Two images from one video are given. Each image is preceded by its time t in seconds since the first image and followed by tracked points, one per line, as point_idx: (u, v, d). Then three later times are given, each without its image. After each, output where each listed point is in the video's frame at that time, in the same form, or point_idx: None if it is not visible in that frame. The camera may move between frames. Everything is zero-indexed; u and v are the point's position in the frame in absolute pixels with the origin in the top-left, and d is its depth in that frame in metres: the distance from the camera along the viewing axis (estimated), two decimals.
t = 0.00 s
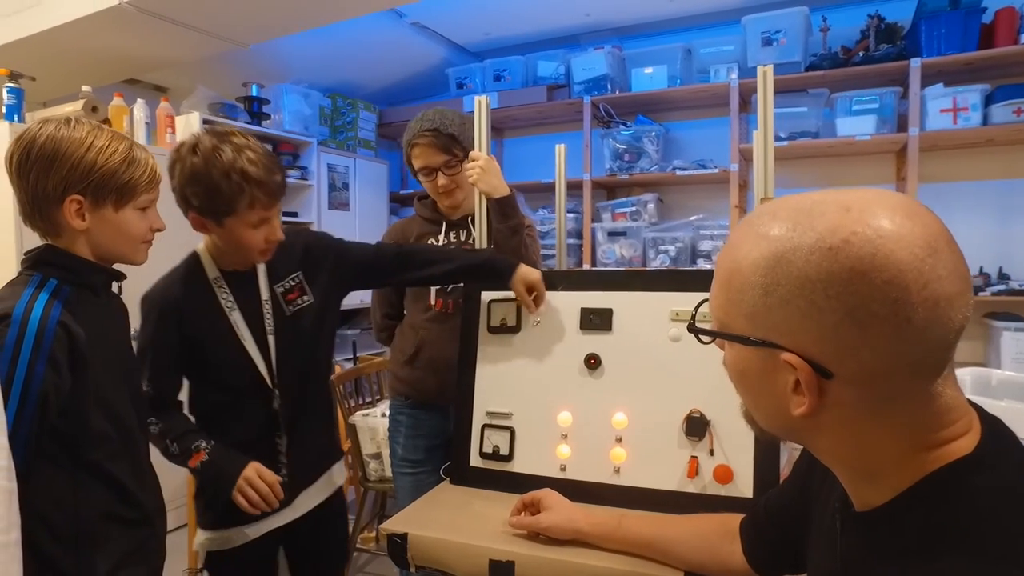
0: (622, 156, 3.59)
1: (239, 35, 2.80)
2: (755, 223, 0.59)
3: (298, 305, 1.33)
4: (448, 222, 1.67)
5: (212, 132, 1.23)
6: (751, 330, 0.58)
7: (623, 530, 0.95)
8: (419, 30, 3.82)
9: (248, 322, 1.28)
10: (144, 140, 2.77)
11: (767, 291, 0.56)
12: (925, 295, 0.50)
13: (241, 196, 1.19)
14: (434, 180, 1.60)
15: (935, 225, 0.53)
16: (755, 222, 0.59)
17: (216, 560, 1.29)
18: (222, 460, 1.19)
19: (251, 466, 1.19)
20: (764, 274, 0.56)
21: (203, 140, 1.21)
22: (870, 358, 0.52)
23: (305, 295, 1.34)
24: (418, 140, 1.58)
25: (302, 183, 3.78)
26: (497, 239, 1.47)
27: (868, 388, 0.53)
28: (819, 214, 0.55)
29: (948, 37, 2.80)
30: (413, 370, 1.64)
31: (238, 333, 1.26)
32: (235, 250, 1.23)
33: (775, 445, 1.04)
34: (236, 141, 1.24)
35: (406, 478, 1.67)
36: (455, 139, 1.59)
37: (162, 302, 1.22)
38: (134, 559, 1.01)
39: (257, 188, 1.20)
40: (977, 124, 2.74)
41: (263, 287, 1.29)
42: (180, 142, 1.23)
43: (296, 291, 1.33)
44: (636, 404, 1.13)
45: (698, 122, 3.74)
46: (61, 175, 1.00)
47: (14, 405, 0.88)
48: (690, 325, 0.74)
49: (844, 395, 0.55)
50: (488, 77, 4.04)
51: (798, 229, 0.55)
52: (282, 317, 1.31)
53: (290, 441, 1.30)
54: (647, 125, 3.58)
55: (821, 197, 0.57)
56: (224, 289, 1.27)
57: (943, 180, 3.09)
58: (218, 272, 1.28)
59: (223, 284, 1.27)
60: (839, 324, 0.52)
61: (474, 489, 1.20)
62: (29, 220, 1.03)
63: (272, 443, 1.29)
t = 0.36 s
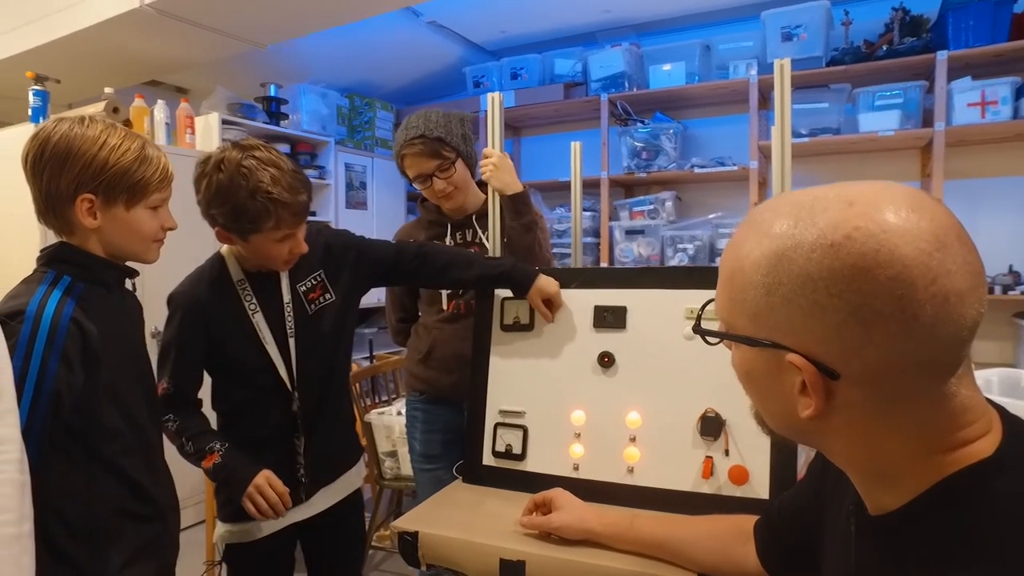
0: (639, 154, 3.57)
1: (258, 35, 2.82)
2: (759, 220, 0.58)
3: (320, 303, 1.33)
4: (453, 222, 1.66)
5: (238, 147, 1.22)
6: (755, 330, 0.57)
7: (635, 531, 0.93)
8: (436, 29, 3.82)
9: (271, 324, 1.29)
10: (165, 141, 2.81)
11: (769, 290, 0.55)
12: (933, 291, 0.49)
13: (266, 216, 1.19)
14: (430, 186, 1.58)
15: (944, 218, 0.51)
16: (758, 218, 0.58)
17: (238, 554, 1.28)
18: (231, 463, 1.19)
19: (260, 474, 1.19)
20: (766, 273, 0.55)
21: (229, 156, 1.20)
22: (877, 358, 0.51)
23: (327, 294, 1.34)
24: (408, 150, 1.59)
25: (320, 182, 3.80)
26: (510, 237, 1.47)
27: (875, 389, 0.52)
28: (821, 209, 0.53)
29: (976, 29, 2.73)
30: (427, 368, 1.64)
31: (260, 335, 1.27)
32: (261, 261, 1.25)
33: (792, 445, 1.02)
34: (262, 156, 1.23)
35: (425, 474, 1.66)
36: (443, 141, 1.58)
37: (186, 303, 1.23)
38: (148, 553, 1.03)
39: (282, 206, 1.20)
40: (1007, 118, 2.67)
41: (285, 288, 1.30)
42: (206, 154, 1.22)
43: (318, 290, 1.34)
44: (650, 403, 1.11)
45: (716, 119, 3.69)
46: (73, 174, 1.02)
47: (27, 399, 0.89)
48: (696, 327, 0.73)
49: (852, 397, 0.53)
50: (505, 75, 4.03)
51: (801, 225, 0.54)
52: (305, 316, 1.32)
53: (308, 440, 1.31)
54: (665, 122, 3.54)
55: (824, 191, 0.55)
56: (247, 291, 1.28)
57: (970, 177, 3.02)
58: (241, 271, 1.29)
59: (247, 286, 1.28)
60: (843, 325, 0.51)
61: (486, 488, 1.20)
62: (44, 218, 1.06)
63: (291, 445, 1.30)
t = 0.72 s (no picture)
0: (656, 152, 3.53)
1: (275, 35, 2.84)
2: (766, 215, 0.56)
3: (332, 302, 1.33)
4: (464, 221, 1.65)
5: (253, 152, 1.23)
6: (762, 330, 0.55)
7: (647, 532, 0.92)
8: (452, 28, 3.82)
9: (284, 322, 1.29)
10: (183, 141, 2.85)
11: (776, 289, 0.53)
12: (947, 286, 0.47)
13: (279, 222, 1.18)
14: (441, 185, 1.57)
15: (958, 211, 0.49)
16: (765, 213, 0.57)
17: (250, 549, 1.29)
18: (238, 461, 1.19)
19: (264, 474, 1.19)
20: (773, 270, 0.53)
21: (243, 161, 1.21)
22: (889, 359, 0.49)
23: (340, 292, 1.34)
24: (418, 150, 1.58)
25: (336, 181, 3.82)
26: (522, 234, 1.46)
27: (887, 390, 0.50)
28: (829, 202, 0.52)
29: (1006, 20, 2.66)
30: (440, 366, 1.63)
31: (273, 334, 1.27)
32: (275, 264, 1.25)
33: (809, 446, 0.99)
34: (276, 160, 1.24)
35: (439, 473, 1.66)
36: (451, 140, 1.58)
37: (200, 301, 1.23)
38: (160, 547, 1.05)
39: (295, 212, 1.20)
40: None
41: (298, 287, 1.30)
42: (222, 159, 1.23)
43: (331, 288, 1.34)
44: (663, 403, 1.09)
45: (735, 116, 3.65)
46: (83, 173, 1.04)
47: (39, 394, 0.90)
48: (702, 327, 0.72)
49: (865, 399, 0.51)
50: (521, 73, 4.02)
51: (808, 220, 0.52)
52: (318, 314, 1.32)
53: (319, 438, 1.31)
54: (682, 120, 3.51)
55: (833, 184, 0.54)
56: (262, 289, 1.28)
57: (998, 173, 2.95)
58: (257, 271, 1.29)
59: (260, 284, 1.28)
60: (853, 323, 0.49)
61: (498, 488, 1.19)
62: (55, 215, 1.08)
63: (302, 444, 1.30)
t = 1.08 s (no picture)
0: (678, 149, 3.48)
1: (296, 36, 2.86)
2: (785, 209, 0.54)
3: (351, 301, 1.34)
4: (484, 218, 1.64)
5: (272, 155, 1.23)
6: (782, 330, 0.54)
7: (666, 535, 0.90)
8: (472, 27, 3.82)
9: (301, 321, 1.29)
10: (207, 141, 2.88)
11: (796, 286, 0.51)
12: (979, 283, 0.45)
13: (297, 226, 1.19)
14: (461, 182, 1.57)
15: (991, 203, 0.47)
16: (784, 207, 0.55)
17: (269, 546, 1.30)
18: (255, 461, 1.21)
19: (280, 476, 1.19)
20: (793, 266, 0.51)
21: (262, 164, 1.22)
22: (916, 359, 0.47)
23: (358, 291, 1.35)
24: (438, 147, 1.58)
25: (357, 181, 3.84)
26: (540, 232, 1.44)
27: (914, 393, 0.48)
28: (852, 195, 0.50)
29: None
30: (459, 365, 1.63)
31: (291, 333, 1.28)
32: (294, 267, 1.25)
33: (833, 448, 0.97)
34: (294, 163, 1.24)
35: (457, 472, 1.66)
36: (471, 137, 1.57)
37: (219, 301, 1.25)
38: (179, 542, 1.06)
39: (313, 217, 1.20)
40: None
41: (316, 286, 1.30)
42: (241, 162, 1.24)
43: (349, 287, 1.34)
44: (683, 403, 1.08)
45: (758, 113, 3.59)
46: (103, 172, 1.06)
47: (61, 390, 0.92)
48: (721, 326, 0.70)
49: (889, 401, 0.49)
50: (542, 72, 4.01)
51: (832, 214, 0.50)
52: (335, 313, 1.32)
53: (336, 437, 1.31)
54: (704, 117, 3.47)
55: (857, 176, 0.52)
56: (279, 287, 1.29)
57: None
58: (276, 271, 1.29)
59: (278, 283, 1.29)
60: (876, 322, 0.47)
61: (515, 488, 1.18)
62: (77, 212, 1.10)
63: (320, 443, 1.30)
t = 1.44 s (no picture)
0: (700, 147, 3.44)
1: (317, 37, 2.88)
2: (808, 204, 0.53)
3: (367, 299, 1.34)
4: (506, 216, 1.64)
5: (291, 152, 1.24)
6: (805, 329, 0.52)
7: (685, 537, 0.88)
8: (492, 26, 3.81)
9: (317, 319, 1.30)
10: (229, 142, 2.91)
11: (819, 284, 0.50)
12: (1015, 280, 0.43)
13: (316, 222, 1.19)
14: (481, 180, 1.57)
15: None
16: (806, 203, 0.53)
17: (287, 545, 1.30)
18: (274, 458, 1.21)
19: (299, 474, 1.20)
20: (817, 263, 0.50)
21: (281, 160, 1.22)
22: (947, 361, 0.45)
23: (374, 290, 1.35)
24: (458, 145, 1.58)
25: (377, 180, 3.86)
26: (559, 230, 1.43)
27: (944, 397, 0.46)
28: (878, 189, 0.48)
29: None
30: (478, 364, 1.63)
31: (308, 331, 1.28)
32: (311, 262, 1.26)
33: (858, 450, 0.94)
34: (312, 160, 1.24)
35: (475, 471, 1.65)
36: (492, 136, 1.56)
37: (236, 298, 1.25)
38: (199, 538, 1.07)
39: (332, 213, 1.20)
40: None
41: (332, 284, 1.31)
42: (259, 158, 1.25)
43: (366, 285, 1.34)
44: (703, 404, 1.06)
45: (783, 110, 3.53)
46: (125, 171, 1.08)
47: (83, 387, 0.93)
48: (740, 325, 0.68)
49: (918, 404, 0.48)
50: (562, 70, 3.99)
51: (857, 209, 0.48)
52: (352, 311, 1.33)
53: (351, 434, 1.31)
54: (727, 114, 3.43)
55: (884, 169, 0.50)
56: (296, 285, 1.29)
57: None
58: (292, 269, 1.30)
59: (295, 281, 1.29)
60: (905, 321, 0.45)
61: (533, 488, 1.17)
62: (99, 211, 1.12)
63: (336, 441, 1.31)
